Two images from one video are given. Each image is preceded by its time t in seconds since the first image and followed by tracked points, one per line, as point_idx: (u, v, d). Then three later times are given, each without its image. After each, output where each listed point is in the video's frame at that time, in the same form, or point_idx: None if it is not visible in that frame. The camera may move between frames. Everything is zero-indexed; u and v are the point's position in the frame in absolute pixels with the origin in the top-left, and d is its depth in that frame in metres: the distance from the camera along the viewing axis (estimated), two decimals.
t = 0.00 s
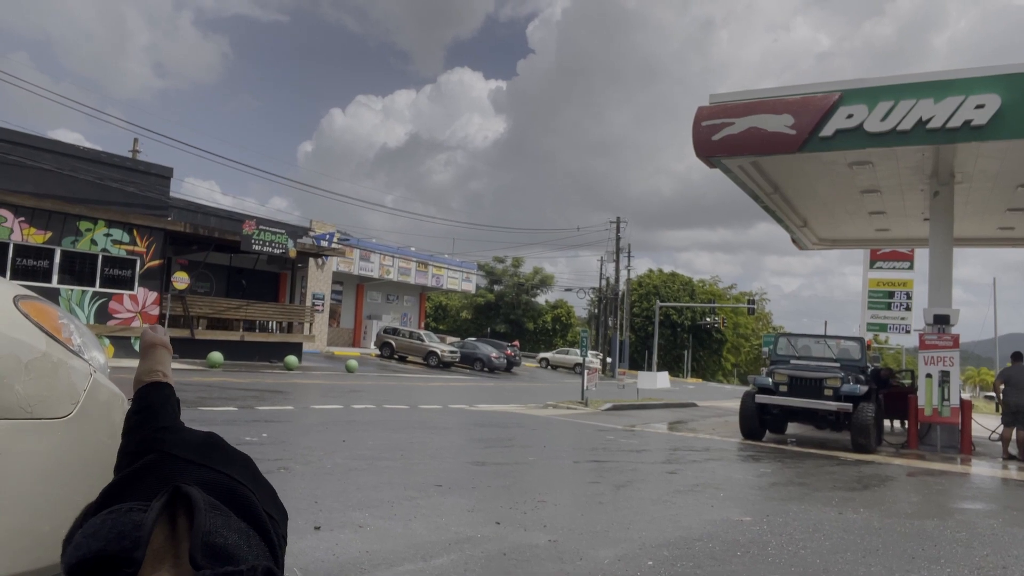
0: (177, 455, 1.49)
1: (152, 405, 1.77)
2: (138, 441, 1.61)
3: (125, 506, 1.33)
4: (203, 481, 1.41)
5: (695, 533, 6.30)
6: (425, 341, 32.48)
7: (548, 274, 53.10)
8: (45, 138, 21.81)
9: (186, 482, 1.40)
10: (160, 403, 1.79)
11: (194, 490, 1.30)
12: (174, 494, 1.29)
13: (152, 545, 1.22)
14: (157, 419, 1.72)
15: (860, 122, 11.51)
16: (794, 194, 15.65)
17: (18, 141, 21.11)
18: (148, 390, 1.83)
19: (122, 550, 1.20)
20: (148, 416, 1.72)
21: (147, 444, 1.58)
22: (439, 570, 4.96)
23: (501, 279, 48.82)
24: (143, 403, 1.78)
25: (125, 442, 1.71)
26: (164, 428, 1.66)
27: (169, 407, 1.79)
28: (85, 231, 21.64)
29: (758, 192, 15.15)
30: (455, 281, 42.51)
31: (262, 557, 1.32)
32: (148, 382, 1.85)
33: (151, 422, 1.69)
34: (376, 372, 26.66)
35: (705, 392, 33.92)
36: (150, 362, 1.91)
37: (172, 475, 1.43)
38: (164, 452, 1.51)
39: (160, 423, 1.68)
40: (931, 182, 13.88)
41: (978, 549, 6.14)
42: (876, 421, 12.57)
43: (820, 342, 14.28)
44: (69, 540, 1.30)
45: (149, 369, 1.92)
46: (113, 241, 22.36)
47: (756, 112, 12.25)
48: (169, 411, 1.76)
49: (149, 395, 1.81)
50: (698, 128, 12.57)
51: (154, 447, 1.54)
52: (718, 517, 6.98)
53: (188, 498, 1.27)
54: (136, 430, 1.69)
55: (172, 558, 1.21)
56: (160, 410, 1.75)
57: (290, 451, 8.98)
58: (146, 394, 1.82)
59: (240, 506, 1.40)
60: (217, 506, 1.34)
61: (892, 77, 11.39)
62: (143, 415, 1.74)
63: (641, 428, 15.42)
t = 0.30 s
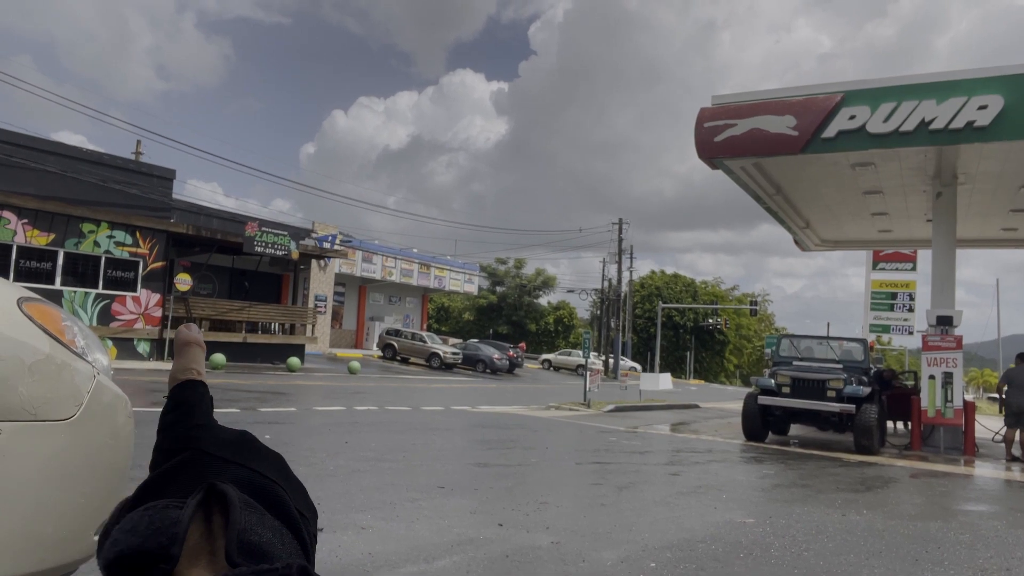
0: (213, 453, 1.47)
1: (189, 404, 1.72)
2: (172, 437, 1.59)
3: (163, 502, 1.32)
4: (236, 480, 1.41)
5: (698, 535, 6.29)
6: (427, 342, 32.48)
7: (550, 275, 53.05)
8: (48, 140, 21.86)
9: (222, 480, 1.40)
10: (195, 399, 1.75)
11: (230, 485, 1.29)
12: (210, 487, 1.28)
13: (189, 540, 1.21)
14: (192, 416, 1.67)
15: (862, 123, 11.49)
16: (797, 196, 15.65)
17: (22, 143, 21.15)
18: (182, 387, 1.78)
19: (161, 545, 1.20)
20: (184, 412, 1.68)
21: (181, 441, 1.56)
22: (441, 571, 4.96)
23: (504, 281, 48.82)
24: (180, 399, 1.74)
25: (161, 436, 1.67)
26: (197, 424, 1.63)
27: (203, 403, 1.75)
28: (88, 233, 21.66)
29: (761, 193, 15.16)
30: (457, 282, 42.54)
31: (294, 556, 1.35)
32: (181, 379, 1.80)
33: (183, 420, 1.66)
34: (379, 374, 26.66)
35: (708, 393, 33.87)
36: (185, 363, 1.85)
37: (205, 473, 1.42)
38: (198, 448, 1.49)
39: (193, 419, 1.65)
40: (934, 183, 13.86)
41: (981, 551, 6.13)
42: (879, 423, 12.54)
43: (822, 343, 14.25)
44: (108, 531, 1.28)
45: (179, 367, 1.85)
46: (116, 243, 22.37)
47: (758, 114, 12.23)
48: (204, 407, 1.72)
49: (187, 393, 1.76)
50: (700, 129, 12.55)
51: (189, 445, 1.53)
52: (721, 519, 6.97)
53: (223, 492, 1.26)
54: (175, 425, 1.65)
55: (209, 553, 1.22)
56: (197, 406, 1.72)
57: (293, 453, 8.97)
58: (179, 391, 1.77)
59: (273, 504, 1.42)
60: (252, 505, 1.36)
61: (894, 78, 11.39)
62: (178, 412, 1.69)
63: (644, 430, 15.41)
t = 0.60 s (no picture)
0: (363, 452, 1.47)
1: (337, 405, 1.69)
2: (325, 432, 1.59)
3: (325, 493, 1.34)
4: (381, 478, 1.42)
5: (702, 536, 6.28)
6: (430, 343, 32.47)
7: (553, 276, 53.04)
8: (52, 142, 21.92)
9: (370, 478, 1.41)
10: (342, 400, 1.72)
11: (376, 487, 1.32)
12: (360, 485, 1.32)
13: (341, 534, 1.25)
14: (341, 415, 1.66)
15: (866, 124, 11.47)
16: (800, 196, 15.64)
17: (26, 145, 21.22)
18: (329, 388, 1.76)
19: (314, 532, 1.23)
20: (332, 412, 1.67)
21: (330, 437, 1.57)
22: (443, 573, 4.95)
23: (506, 282, 48.85)
24: (329, 401, 1.71)
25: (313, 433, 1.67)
26: (347, 422, 1.62)
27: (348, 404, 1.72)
28: (92, 235, 21.72)
29: (764, 194, 15.15)
30: (460, 284, 42.57)
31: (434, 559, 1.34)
32: (332, 378, 1.77)
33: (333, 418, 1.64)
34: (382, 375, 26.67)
35: (710, 395, 33.82)
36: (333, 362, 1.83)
37: (352, 468, 1.42)
38: (347, 446, 1.49)
39: (342, 418, 1.64)
40: (938, 184, 13.83)
41: (986, 552, 6.12)
42: (883, 424, 12.51)
43: (826, 344, 14.23)
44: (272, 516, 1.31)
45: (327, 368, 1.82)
46: (120, 244, 22.43)
47: (761, 114, 12.23)
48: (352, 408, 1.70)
49: (333, 395, 1.73)
50: (703, 130, 12.52)
51: (338, 440, 1.53)
52: (725, 520, 6.96)
53: (373, 492, 1.31)
54: (323, 423, 1.64)
55: (357, 543, 1.25)
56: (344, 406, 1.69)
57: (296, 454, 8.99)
58: (329, 392, 1.74)
59: (413, 505, 1.43)
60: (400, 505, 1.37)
61: (898, 79, 11.37)
62: (327, 412, 1.67)
63: (648, 431, 15.41)
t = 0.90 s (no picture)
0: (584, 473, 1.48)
1: (563, 430, 1.62)
2: (548, 447, 1.57)
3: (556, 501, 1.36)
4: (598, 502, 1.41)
5: (706, 537, 6.29)
6: (433, 344, 32.50)
7: (555, 276, 53.00)
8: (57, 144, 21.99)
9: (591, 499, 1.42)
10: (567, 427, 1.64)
11: (596, 516, 1.35)
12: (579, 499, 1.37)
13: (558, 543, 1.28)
14: (566, 440, 1.60)
15: (869, 124, 11.46)
16: (804, 197, 15.61)
17: (31, 147, 21.31)
18: (555, 413, 1.67)
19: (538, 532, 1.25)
20: (557, 435, 1.61)
21: (553, 455, 1.54)
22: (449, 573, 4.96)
23: (510, 282, 48.88)
24: (558, 426, 1.63)
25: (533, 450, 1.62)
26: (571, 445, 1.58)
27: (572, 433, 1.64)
28: (96, 236, 21.80)
29: (768, 194, 15.13)
30: (463, 284, 42.61)
31: None
32: (559, 407, 1.69)
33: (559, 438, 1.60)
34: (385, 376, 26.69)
35: (714, 395, 33.75)
36: (561, 388, 1.73)
37: (574, 487, 1.42)
38: (569, 465, 1.49)
39: (568, 440, 1.60)
40: (942, 184, 13.81)
41: (991, 553, 6.10)
42: (888, 425, 12.50)
43: (831, 344, 14.22)
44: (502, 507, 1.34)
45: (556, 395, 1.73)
46: (124, 245, 22.51)
47: (765, 115, 12.22)
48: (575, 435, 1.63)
49: (561, 421, 1.64)
50: (707, 131, 12.52)
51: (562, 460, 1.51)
52: (729, 521, 6.97)
53: (592, 515, 1.34)
54: (547, 441, 1.61)
55: (574, 554, 1.30)
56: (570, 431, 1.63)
57: (301, 454, 9.00)
58: (558, 417, 1.66)
59: (622, 534, 1.45)
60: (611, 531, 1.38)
61: (902, 79, 11.36)
62: (553, 434, 1.62)
63: (653, 431, 15.41)
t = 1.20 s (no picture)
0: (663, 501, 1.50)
1: (640, 461, 1.67)
2: (628, 474, 1.61)
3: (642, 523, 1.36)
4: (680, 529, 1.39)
5: (711, 538, 6.28)
6: (438, 344, 32.53)
7: (560, 277, 52.99)
8: (62, 144, 22.08)
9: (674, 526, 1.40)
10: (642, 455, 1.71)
11: (680, 540, 1.31)
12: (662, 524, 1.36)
13: (642, 558, 1.24)
14: (646, 467, 1.65)
15: (875, 124, 11.43)
16: (810, 197, 15.57)
17: (37, 148, 21.39)
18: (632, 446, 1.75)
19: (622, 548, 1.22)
20: (635, 463, 1.66)
21: (633, 480, 1.57)
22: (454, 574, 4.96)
23: (514, 283, 48.90)
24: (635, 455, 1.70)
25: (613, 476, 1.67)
26: (650, 473, 1.63)
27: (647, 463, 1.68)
28: (102, 237, 21.87)
29: (773, 194, 15.09)
30: (468, 285, 42.64)
31: None
32: (636, 439, 1.77)
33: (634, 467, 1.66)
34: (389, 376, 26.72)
35: (718, 395, 33.68)
36: (636, 423, 1.83)
37: (655, 512, 1.42)
38: (649, 490, 1.51)
39: (646, 469, 1.64)
40: (948, 184, 13.76)
41: (997, 554, 6.09)
42: (893, 426, 12.46)
43: (836, 345, 14.17)
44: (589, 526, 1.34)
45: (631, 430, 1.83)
46: (130, 246, 22.58)
47: (770, 115, 12.19)
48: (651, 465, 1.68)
49: (637, 451, 1.72)
50: (712, 130, 12.50)
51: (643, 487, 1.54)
52: (735, 522, 6.96)
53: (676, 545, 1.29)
54: (627, 468, 1.65)
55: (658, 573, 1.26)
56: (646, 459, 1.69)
57: (306, 455, 9.02)
58: (634, 449, 1.72)
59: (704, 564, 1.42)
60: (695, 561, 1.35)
61: (907, 78, 11.33)
62: (631, 463, 1.67)
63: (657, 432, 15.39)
